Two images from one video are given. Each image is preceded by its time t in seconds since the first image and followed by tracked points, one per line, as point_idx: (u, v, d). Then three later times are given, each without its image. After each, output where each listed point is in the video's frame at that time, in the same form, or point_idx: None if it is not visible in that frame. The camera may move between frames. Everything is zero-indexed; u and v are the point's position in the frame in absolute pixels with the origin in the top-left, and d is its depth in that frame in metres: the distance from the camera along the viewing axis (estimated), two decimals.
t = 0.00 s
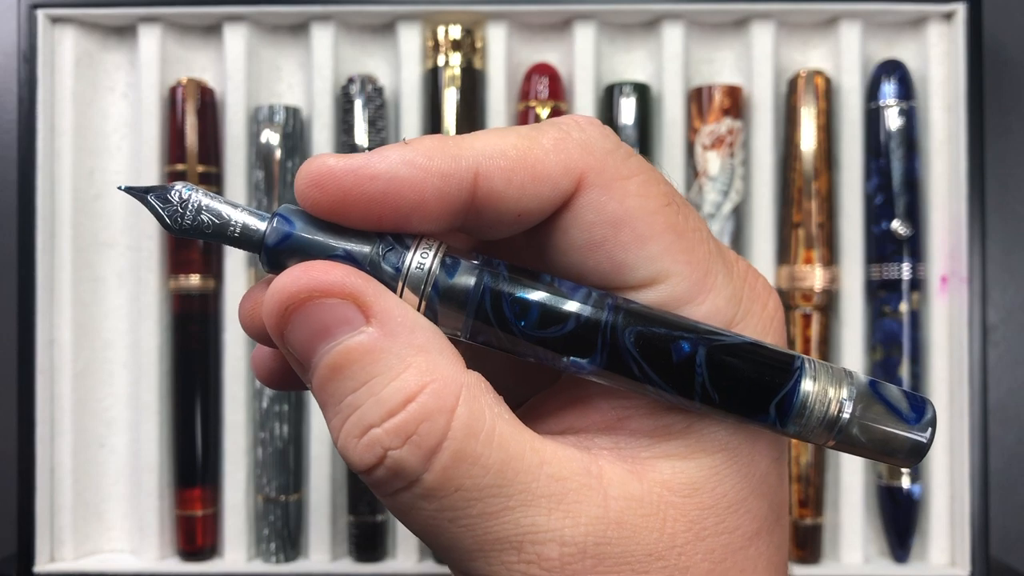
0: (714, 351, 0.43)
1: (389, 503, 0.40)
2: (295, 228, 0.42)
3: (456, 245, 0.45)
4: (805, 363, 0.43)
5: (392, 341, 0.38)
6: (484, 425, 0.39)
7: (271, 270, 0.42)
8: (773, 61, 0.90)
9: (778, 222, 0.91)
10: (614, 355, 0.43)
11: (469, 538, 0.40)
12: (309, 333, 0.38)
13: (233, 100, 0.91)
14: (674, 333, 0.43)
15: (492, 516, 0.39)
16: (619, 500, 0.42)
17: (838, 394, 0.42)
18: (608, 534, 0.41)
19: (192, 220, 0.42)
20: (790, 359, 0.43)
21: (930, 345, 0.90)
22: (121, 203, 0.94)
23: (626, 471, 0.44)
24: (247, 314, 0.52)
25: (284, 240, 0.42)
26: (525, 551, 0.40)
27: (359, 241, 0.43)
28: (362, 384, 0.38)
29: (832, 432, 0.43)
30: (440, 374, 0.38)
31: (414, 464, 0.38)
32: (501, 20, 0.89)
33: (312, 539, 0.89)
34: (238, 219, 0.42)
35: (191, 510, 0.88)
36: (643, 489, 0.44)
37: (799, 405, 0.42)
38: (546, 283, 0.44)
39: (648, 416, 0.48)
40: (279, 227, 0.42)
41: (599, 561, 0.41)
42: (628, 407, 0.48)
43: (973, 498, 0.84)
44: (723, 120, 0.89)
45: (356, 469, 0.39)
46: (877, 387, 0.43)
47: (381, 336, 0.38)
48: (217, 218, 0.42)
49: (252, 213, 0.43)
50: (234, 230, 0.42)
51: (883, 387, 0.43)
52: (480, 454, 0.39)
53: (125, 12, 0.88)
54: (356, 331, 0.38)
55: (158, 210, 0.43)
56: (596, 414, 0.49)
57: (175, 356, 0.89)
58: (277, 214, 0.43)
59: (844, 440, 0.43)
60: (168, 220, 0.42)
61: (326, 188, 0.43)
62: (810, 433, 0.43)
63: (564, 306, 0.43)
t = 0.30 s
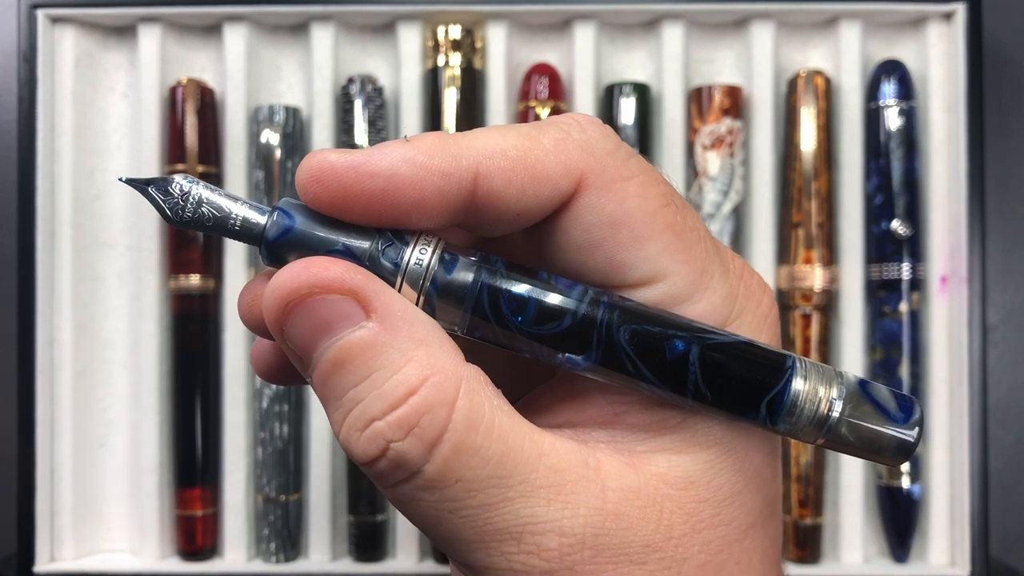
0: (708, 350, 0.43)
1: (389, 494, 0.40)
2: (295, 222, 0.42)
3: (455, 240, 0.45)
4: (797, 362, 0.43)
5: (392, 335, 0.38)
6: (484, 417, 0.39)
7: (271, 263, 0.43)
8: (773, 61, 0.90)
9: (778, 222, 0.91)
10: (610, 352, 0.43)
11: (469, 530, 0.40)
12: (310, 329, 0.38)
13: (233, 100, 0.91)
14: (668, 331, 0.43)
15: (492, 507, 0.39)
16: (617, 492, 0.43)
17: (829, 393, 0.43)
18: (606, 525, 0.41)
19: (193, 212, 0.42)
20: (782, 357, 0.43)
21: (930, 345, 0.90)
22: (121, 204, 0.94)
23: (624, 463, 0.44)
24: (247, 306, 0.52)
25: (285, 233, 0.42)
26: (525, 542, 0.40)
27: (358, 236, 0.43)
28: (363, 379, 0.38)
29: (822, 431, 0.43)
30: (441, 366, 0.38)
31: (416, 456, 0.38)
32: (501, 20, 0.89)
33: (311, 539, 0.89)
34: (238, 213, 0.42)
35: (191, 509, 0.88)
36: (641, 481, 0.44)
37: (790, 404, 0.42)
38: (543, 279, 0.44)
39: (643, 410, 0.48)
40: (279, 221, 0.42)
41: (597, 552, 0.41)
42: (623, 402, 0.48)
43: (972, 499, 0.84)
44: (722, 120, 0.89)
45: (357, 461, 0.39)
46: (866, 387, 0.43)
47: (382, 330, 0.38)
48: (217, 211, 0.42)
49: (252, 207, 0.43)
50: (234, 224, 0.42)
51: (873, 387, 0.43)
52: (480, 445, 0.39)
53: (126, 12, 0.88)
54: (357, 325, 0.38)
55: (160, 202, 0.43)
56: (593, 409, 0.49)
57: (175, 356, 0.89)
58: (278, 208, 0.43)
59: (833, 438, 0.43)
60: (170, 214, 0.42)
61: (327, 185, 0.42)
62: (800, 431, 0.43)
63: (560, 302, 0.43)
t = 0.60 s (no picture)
0: (702, 336, 0.43)
1: (392, 477, 0.40)
2: (296, 203, 0.42)
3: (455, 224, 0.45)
4: (789, 349, 0.44)
5: (394, 318, 0.38)
6: (485, 400, 0.39)
7: (272, 244, 0.42)
8: (773, 60, 0.91)
9: (778, 222, 0.91)
10: (607, 337, 0.43)
11: (471, 513, 0.40)
12: (312, 313, 0.38)
13: (233, 100, 0.91)
14: (665, 316, 0.43)
15: (494, 489, 0.39)
16: (615, 475, 0.43)
17: (820, 379, 0.43)
18: (605, 508, 0.41)
19: (195, 192, 0.42)
20: (775, 343, 0.44)
21: (930, 345, 0.90)
22: (121, 204, 0.95)
23: (622, 447, 0.44)
24: (246, 287, 0.52)
25: (286, 215, 0.42)
26: (526, 524, 0.40)
27: (358, 219, 0.43)
28: (366, 361, 0.38)
29: (812, 416, 0.43)
30: (443, 349, 0.38)
31: (419, 438, 0.38)
32: (501, 20, 0.89)
33: (311, 539, 0.89)
34: (240, 194, 0.42)
35: (191, 510, 0.88)
36: (639, 464, 0.44)
37: (781, 389, 0.43)
38: (541, 264, 0.44)
39: (639, 394, 0.48)
40: (281, 202, 0.42)
41: (597, 534, 0.41)
42: (620, 386, 0.49)
43: (972, 499, 0.84)
44: (722, 120, 0.89)
45: (359, 444, 0.38)
46: (857, 373, 0.43)
47: (384, 313, 0.38)
48: (219, 191, 0.42)
49: (253, 188, 0.42)
50: (235, 205, 0.42)
51: (863, 374, 0.44)
52: (482, 427, 0.39)
53: (126, 13, 0.88)
54: (359, 309, 0.38)
55: (161, 181, 0.42)
56: (591, 394, 0.49)
57: (175, 356, 0.89)
58: (279, 189, 0.43)
59: (823, 424, 0.43)
60: (170, 192, 0.42)
61: (328, 164, 0.43)
62: (791, 417, 0.44)
63: (558, 287, 0.43)
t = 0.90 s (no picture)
0: (728, 346, 0.43)
1: (522, 523, 0.37)
2: (314, 211, 0.42)
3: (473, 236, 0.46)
4: (813, 362, 0.44)
5: (528, 341, 0.37)
6: (630, 428, 0.38)
7: (289, 254, 0.43)
8: (773, 61, 0.91)
9: (778, 222, 0.91)
10: (632, 346, 0.43)
11: (609, 556, 0.37)
12: (445, 336, 0.37)
13: (233, 100, 0.91)
14: (689, 328, 0.43)
15: (636, 526, 0.38)
16: (722, 518, 0.43)
17: (845, 393, 0.43)
18: (724, 550, 0.41)
19: (207, 202, 0.43)
20: (799, 357, 0.44)
21: (930, 345, 0.90)
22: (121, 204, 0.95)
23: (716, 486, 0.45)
24: (258, 298, 0.57)
25: (303, 224, 0.42)
26: (663, 568, 0.38)
27: (378, 229, 0.43)
28: (505, 378, 0.35)
29: (837, 430, 0.43)
30: (584, 370, 0.37)
31: (574, 462, 0.35)
32: (501, 20, 0.89)
33: (312, 539, 0.89)
34: (253, 204, 0.43)
35: (191, 509, 0.88)
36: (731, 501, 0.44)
37: (806, 402, 0.43)
38: (564, 276, 0.44)
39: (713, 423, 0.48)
40: (297, 210, 0.42)
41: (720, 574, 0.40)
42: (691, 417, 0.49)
43: (972, 499, 0.84)
44: (722, 120, 0.89)
45: (500, 480, 0.35)
46: (881, 386, 0.43)
47: (517, 337, 0.37)
48: (231, 201, 0.43)
49: (267, 198, 0.43)
50: (248, 215, 0.43)
51: (886, 386, 0.43)
52: (632, 452, 0.37)
53: (125, 12, 0.88)
54: (491, 332, 0.37)
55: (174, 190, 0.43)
56: (662, 433, 0.50)
57: (175, 356, 0.89)
58: (296, 197, 0.43)
59: (848, 438, 0.43)
60: (181, 200, 0.43)
61: (349, 165, 0.46)
62: (816, 429, 0.43)
63: (582, 297, 0.43)
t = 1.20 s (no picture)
0: (728, 293, 0.43)
1: (506, 514, 0.38)
2: (292, 231, 0.42)
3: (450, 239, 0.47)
4: (814, 303, 0.44)
5: (499, 329, 0.37)
6: (606, 409, 0.38)
7: (271, 280, 0.42)
8: (773, 61, 0.90)
9: (778, 222, 0.91)
10: (635, 307, 0.43)
11: (599, 536, 0.38)
12: (414, 330, 0.37)
13: (232, 100, 0.91)
14: (688, 281, 0.43)
15: (621, 505, 0.38)
16: (716, 484, 0.42)
17: (850, 327, 0.43)
18: (718, 520, 0.41)
19: (178, 244, 0.43)
20: (799, 301, 0.44)
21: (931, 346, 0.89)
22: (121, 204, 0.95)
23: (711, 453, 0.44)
24: (241, 339, 0.55)
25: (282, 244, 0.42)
26: (653, 544, 0.38)
27: (359, 239, 0.43)
28: (476, 372, 0.36)
29: (850, 364, 0.43)
30: (556, 357, 0.37)
31: (548, 452, 0.36)
32: (501, 19, 0.89)
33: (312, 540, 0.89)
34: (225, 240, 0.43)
35: (190, 510, 0.88)
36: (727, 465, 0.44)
37: (813, 342, 0.42)
38: (553, 258, 0.44)
39: (706, 391, 0.48)
40: (274, 233, 0.42)
41: (713, 544, 0.41)
42: (687, 388, 0.49)
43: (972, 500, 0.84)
44: (722, 120, 0.89)
45: (476, 472, 0.36)
46: (884, 312, 0.43)
47: (489, 327, 0.37)
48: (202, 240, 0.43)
49: (240, 233, 0.43)
50: (223, 250, 0.43)
51: (888, 310, 0.44)
52: (608, 435, 0.37)
53: (125, 12, 0.88)
54: (462, 323, 0.37)
55: (145, 238, 0.44)
56: (657, 403, 0.49)
57: (175, 356, 0.89)
58: (271, 221, 0.43)
59: (862, 369, 0.43)
60: (157, 248, 0.43)
61: (326, 186, 0.47)
62: (829, 368, 0.43)
63: (575, 273, 0.43)
